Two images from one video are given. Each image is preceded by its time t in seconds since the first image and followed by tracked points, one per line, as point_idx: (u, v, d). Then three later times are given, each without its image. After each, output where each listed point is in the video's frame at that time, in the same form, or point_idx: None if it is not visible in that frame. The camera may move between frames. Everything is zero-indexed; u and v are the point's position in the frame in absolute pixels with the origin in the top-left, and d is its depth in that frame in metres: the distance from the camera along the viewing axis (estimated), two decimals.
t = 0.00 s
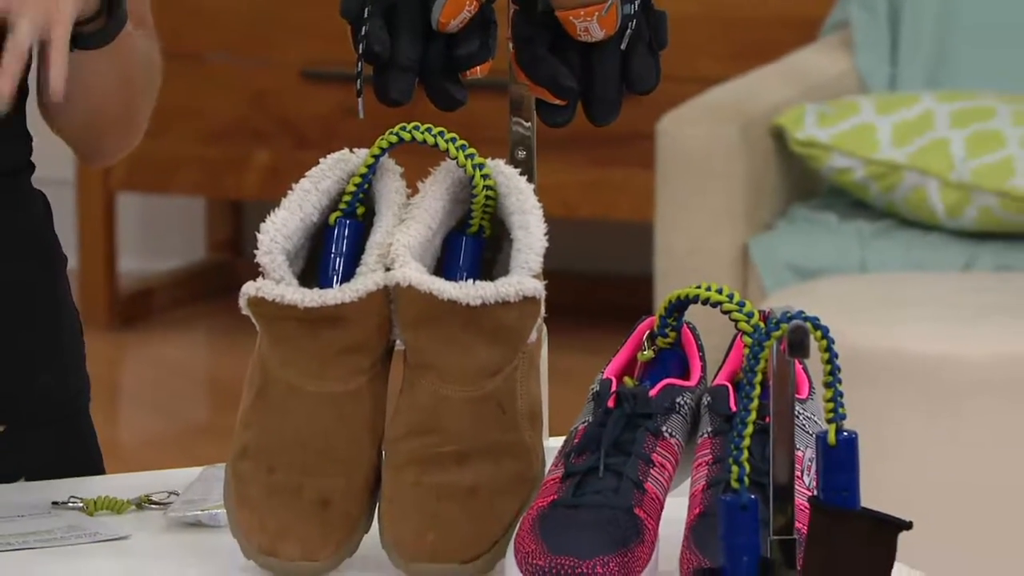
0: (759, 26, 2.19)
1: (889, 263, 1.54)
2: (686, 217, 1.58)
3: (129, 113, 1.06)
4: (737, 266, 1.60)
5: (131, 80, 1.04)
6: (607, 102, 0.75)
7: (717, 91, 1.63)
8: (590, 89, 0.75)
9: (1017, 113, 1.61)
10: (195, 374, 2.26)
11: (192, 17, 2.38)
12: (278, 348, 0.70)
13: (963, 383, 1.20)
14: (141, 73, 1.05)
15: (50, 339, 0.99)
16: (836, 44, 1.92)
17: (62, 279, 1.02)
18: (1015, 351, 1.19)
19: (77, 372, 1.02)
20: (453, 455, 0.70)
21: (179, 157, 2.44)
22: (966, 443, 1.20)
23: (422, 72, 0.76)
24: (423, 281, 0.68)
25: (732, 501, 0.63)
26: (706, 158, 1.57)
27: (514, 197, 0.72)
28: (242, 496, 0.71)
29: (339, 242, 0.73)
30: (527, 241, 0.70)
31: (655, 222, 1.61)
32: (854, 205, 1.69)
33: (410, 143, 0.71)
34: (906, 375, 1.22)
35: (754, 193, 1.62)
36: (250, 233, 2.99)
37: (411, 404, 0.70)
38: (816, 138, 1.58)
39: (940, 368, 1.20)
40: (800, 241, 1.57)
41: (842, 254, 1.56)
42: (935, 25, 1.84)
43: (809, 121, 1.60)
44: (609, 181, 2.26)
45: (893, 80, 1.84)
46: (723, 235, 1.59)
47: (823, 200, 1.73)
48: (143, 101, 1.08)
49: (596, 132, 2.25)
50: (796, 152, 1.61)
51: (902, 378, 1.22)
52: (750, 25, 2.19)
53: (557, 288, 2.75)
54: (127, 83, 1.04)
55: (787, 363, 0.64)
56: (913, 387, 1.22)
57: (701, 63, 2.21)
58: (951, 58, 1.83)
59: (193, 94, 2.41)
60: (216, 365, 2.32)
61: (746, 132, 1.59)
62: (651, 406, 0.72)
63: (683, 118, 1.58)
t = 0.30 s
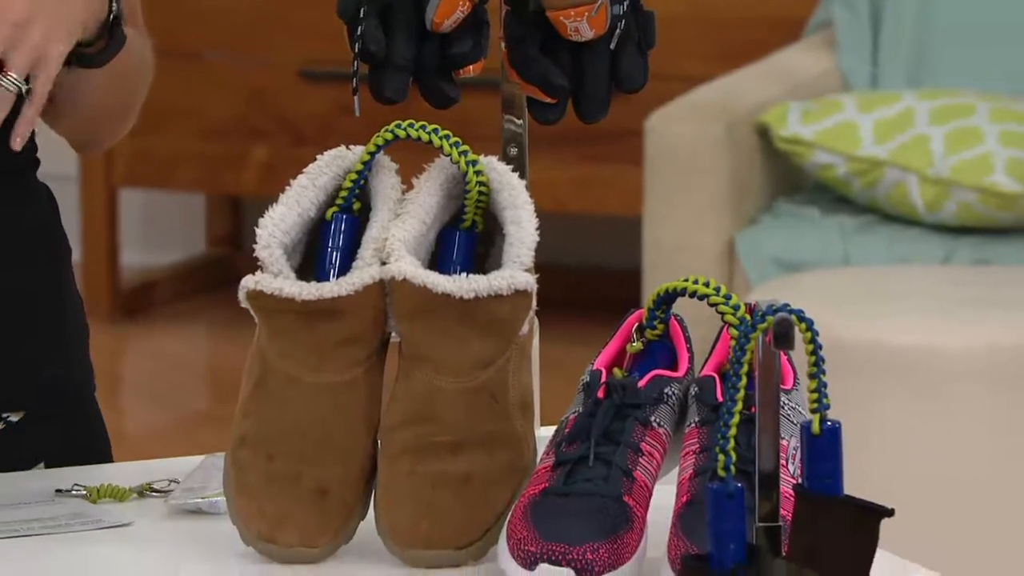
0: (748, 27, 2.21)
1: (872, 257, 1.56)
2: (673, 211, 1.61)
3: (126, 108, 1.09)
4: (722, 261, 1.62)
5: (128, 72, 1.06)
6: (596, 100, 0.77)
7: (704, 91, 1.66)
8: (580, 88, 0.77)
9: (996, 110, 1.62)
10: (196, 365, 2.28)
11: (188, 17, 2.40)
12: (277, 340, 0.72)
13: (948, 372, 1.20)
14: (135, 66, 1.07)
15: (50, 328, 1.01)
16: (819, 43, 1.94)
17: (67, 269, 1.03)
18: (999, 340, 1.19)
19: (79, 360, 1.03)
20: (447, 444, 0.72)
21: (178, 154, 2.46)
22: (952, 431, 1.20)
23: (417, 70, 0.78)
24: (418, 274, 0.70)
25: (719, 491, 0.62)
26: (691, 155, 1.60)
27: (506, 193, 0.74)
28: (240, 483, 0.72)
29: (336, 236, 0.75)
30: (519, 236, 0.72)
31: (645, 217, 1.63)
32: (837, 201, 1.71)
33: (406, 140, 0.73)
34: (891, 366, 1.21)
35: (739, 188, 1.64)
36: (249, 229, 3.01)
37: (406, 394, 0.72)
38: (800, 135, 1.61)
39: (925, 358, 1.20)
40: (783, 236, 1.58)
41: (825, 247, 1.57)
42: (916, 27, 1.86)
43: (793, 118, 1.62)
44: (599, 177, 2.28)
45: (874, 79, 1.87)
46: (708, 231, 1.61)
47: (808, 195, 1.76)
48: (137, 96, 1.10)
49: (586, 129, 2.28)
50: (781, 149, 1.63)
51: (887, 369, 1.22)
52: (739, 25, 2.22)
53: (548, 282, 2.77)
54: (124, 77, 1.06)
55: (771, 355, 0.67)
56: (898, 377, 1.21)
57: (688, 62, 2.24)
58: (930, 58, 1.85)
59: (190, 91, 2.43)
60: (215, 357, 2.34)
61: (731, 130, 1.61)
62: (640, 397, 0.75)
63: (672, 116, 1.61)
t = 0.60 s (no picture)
0: (737, 28, 2.24)
1: (854, 252, 1.58)
2: (660, 203, 1.63)
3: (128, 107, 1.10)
4: (708, 255, 1.64)
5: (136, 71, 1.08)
6: (586, 98, 0.79)
7: (688, 91, 1.67)
8: (570, 87, 0.79)
9: (973, 109, 1.65)
10: (196, 357, 2.31)
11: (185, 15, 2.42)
12: (274, 332, 0.74)
13: (929, 361, 1.23)
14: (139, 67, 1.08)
15: (53, 318, 1.02)
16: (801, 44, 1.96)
17: (70, 265, 1.05)
18: (977, 332, 1.23)
19: (82, 350, 1.05)
20: (440, 433, 0.74)
21: (177, 149, 2.48)
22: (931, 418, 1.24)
23: (411, 70, 0.80)
24: (412, 268, 0.72)
25: (707, 479, 0.62)
26: (681, 152, 1.61)
27: (498, 189, 0.76)
28: (239, 472, 0.74)
29: (332, 231, 0.77)
30: (510, 231, 0.74)
31: (632, 213, 1.65)
32: (819, 196, 1.74)
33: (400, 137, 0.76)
34: (870, 358, 1.25)
35: (725, 186, 1.67)
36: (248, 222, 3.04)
37: (400, 384, 0.74)
38: (783, 133, 1.63)
39: (906, 348, 1.24)
40: (766, 232, 1.61)
41: (809, 241, 1.60)
42: (895, 28, 1.89)
43: (776, 117, 1.64)
44: (587, 173, 2.30)
45: (855, 78, 1.89)
46: (696, 227, 1.63)
47: (790, 189, 1.77)
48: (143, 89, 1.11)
49: (574, 127, 2.31)
50: (764, 147, 1.65)
51: (869, 358, 1.25)
52: (727, 25, 2.24)
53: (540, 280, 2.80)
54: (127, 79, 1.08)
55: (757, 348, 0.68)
56: (879, 366, 1.25)
57: (672, 63, 2.26)
58: (910, 58, 1.88)
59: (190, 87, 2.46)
60: (216, 348, 2.37)
61: (717, 128, 1.63)
62: (628, 387, 0.76)
63: (660, 113, 1.63)
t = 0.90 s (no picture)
0: (724, 27, 2.30)
1: (836, 246, 1.64)
2: (648, 196, 1.66)
3: (132, 109, 1.12)
4: (695, 250, 1.67)
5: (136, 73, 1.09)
6: (577, 97, 0.81)
7: (674, 90, 1.70)
8: (560, 86, 0.81)
9: (953, 107, 1.69)
10: (198, 349, 2.33)
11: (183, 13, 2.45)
12: (273, 325, 0.75)
13: (912, 353, 1.26)
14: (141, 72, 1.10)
15: (61, 312, 1.04)
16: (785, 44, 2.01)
17: (75, 260, 1.07)
18: (960, 324, 1.26)
19: (81, 340, 1.06)
20: (434, 424, 0.75)
21: (177, 146, 2.50)
22: (913, 409, 1.26)
23: (406, 69, 0.82)
24: (407, 263, 0.74)
25: (691, 466, 0.65)
26: (669, 146, 1.65)
27: (491, 185, 0.78)
28: (238, 461, 0.76)
29: (329, 227, 0.79)
30: (503, 227, 0.77)
31: (622, 207, 1.67)
32: (802, 191, 1.77)
33: (395, 135, 0.78)
34: (854, 348, 1.28)
35: (712, 184, 1.69)
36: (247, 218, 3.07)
37: (395, 376, 0.76)
38: (768, 130, 1.67)
39: (891, 338, 1.27)
40: (751, 226, 1.66)
41: (791, 237, 1.65)
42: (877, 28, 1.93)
43: (762, 114, 1.68)
44: (577, 170, 2.37)
45: (838, 78, 1.94)
46: (686, 220, 1.66)
47: (774, 186, 1.81)
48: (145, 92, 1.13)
49: (563, 125, 2.36)
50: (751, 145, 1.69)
51: (853, 350, 1.28)
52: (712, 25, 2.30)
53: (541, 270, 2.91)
54: (129, 85, 1.10)
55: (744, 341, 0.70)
56: (864, 358, 1.28)
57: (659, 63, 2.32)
58: (891, 58, 1.92)
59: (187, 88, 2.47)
60: (217, 340, 2.39)
61: (705, 126, 1.65)
62: (618, 378, 0.78)
63: (650, 111, 1.65)
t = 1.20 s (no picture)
0: (712, 27, 2.34)
1: (823, 239, 1.66)
2: (637, 191, 1.69)
3: (137, 102, 1.15)
4: (681, 244, 1.70)
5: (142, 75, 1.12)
6: (567, 96, 0.83)
7: (663, 88, 1.73)
8: (551, 86, 0.83)
9: (932, 106, 1.74)
10: (198, 341, 2.36)
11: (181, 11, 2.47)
12: (271, 318, 0.77)
13: (893, 346, 1.29)
14: (144, 77, 1.12)
15: (65, 306, 1.06)
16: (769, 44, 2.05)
17: (82, 252, 1.10)
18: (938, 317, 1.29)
19: (85, 332, 1.08)
20: (429, 415, 0.77)
21: (176, 142, 2.53)
22: (893, 403, 1.29)
23: (402, 68, 0.84)
24: (402, 257, 0.76)
25: (680, 455, 0.67)
26: (656, 145, 1.68)
27: (484, 182, 0.80)
28: (237, 451, 0.78)
29: (326, 223, 0.81)
30: (496, 222, 0.79)
31: (612, 201, 1.71)
32: (786, 188, 1.82)
33: (390, 133, 0.80)
34: (839, 342, 1.30)
35: (699, 180, 1.73)
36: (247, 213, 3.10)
37: (391, 368, 0.78)
38: (754, 128, 1.71)
39: (872, 331, 1.29)
40: (736, 222, 1.69)
41: (774, 231, 1.68)
42: (860, 31, 1.99)
43: (747, 112, 1.72)
44: (567, 166, 2.41)
45: (821, 78, 1.99)
46: (673, 216, 1.70)
47: (759, 182, 1.86)
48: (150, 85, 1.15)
49: (555, 122, 2.40)
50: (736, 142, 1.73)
51: (837, 343, 1.30)
52: (700, 25, 2.34)
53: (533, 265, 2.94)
54: (133, 86, 1.12)
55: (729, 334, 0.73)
56: (849, 351, 1.30)
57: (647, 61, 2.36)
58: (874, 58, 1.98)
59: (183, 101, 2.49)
60: (217, 333, 2.43)
61: (691, 125, 1.69)
62: (608, 369, 0.81)
63: (638, 109, 1.69)
